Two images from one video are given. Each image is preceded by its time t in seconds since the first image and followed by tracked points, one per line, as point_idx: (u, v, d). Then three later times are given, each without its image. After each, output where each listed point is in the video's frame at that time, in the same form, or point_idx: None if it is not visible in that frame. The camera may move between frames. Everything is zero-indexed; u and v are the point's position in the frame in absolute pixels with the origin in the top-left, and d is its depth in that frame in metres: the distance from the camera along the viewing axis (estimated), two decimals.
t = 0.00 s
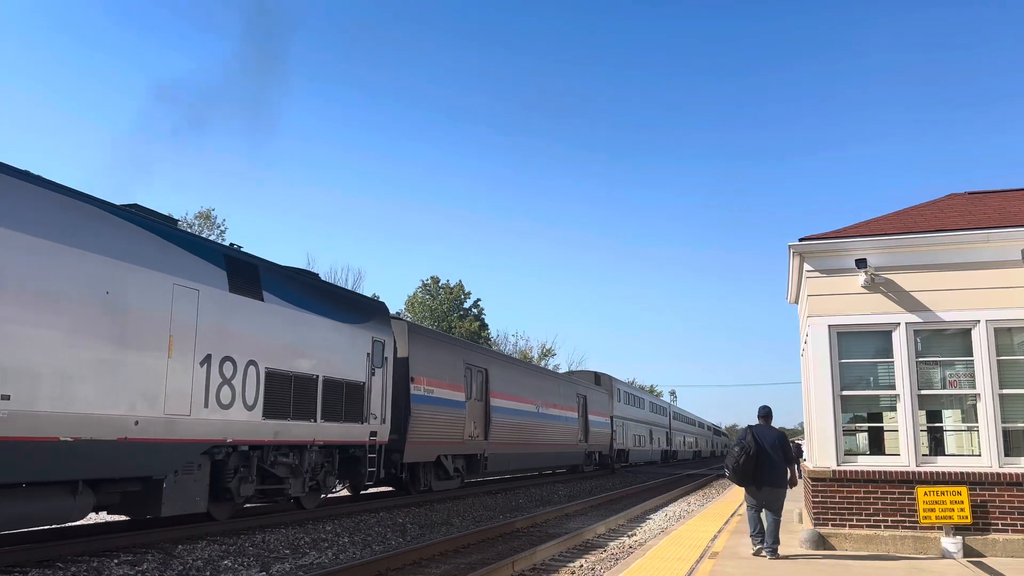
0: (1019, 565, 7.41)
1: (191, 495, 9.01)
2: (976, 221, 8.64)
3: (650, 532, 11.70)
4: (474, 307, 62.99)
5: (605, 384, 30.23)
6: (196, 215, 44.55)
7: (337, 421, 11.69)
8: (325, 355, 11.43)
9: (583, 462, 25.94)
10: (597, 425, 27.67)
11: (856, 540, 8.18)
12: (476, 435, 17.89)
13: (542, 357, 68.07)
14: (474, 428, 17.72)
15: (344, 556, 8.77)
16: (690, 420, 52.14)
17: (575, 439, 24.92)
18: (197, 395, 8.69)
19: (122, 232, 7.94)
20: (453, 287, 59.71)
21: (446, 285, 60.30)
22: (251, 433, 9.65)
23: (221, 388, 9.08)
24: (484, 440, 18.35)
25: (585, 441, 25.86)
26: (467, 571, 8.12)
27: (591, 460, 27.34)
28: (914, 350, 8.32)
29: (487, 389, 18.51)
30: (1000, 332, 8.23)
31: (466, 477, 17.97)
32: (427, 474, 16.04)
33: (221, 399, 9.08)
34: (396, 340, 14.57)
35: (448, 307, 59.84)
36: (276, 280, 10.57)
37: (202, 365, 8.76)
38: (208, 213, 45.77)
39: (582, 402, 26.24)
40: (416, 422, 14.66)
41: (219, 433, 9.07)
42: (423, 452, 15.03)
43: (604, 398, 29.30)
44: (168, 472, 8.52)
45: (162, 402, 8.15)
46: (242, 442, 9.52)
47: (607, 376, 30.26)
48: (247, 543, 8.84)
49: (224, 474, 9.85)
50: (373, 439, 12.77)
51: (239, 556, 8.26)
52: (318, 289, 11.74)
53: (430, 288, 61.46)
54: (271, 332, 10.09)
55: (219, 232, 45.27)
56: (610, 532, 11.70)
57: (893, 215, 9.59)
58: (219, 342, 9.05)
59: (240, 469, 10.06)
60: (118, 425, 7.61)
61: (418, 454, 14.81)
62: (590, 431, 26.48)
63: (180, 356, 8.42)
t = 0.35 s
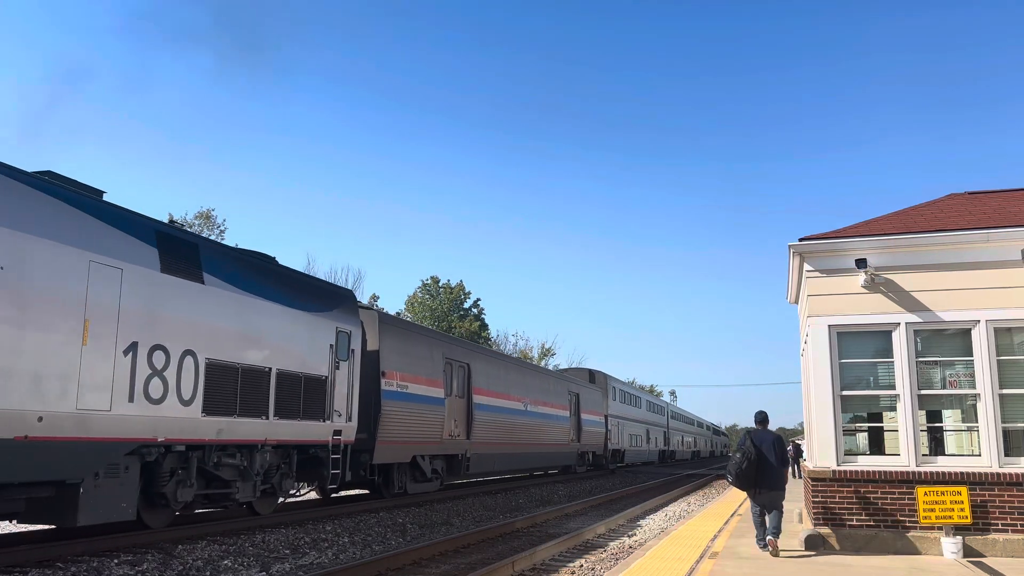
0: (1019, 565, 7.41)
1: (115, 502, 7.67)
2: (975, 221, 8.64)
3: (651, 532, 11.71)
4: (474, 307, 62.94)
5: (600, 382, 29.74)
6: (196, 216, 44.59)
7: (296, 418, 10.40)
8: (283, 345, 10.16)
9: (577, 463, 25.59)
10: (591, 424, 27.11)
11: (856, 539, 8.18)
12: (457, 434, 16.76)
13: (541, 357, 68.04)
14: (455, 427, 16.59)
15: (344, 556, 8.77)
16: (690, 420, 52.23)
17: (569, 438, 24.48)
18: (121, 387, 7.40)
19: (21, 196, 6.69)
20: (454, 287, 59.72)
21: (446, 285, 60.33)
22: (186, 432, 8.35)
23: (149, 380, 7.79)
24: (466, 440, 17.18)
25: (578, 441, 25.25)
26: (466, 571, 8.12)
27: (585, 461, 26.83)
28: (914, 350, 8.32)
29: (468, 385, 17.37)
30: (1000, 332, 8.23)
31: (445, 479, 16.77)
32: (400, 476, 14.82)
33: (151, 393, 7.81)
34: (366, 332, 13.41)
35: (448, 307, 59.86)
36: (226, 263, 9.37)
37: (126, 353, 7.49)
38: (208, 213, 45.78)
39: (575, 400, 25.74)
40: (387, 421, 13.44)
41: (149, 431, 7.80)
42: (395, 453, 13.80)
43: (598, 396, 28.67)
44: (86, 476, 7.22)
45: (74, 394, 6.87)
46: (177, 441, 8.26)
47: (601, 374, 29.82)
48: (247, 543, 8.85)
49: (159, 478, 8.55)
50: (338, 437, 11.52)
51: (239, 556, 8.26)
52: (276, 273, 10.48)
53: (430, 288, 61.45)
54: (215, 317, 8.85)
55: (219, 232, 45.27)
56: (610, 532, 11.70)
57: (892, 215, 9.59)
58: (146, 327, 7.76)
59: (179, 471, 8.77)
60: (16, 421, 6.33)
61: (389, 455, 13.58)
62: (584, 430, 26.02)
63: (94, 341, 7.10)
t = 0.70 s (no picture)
0: (1019, 565, 7.41)
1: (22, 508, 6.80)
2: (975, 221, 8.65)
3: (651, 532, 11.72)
4: (474, 307, 62.89)
5: (594, 380, 29.21)
6: (195, 215, 44.58)
7: (244, 417, 9.50)
8: (227, 336, 9.24)
9: (569, 463, 24.83)
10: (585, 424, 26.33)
11: (855, 540, 8.18)
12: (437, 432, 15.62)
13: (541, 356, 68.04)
14: (435, 426, 15.43)
15: (344, 556, 8.77)
16: (689, 420, 52.23)
17: (563, 436, 23.88)
18: (24, 378, 6.54)
19: None
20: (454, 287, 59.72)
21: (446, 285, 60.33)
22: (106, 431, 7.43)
23: (60, 371, 6.91)
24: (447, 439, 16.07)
25: (570, 440, 24.47)
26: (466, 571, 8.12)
27: (577, 461, 26.13)
28: (914, 350, 8.32)
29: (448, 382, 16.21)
30: (1000, 332, 8.24)
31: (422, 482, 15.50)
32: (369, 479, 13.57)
33: (63, 385, 6.94)
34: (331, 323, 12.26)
35: (448, 306, 59.82)
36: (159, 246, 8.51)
37: (31, 340, 6.62)
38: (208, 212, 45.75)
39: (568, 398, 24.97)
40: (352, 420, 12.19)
41: (61, 430, 6.96)
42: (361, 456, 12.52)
43: (593, 394, 28.17)
44: None
45: None
46: (99, 440, 7.43)
47: (594, 371, 29.18)
48: (247, 543, 8.85)
49: (79, 481, 7.73)
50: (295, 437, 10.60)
51: (239, 556, 8.27)
52: (223, 258, 9.59)
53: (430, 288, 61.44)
54: (142, 304, 7.97)
55: (219, 232, 45.26)
56: (610, 532, 11.71)
57: (892, 215, 9.60)
58: (56, 311, 6.90)
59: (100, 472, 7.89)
60: None
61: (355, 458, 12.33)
62: (576, 429, 25.26)
63: None
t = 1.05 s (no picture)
0: (1019, 565, 7.41)
1: None
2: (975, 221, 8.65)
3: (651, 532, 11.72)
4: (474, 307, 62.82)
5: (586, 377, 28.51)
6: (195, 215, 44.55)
7: (184, 413, 8.56)
8: (161, 323, 8.26)
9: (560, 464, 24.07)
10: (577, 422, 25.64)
11: (855, 539, 8.18)
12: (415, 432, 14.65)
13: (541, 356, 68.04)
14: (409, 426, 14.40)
15: (343, 556, 8.76)
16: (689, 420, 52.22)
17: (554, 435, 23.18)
18: None
19: None
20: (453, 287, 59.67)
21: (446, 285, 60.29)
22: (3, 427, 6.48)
23: None
24: (425, 439, 15.08)
25: (560, 440, 23.66)
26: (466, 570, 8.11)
27: (569, 462, 25.34)
28: (914, 350, 8.32)
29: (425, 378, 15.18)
30: (1000, 332, 8.23)
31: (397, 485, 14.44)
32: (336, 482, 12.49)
33: None
34: (292, 313, 11.27)
35: (448, 306, 59.76)
36: (72, 220, 7.47)
37: None
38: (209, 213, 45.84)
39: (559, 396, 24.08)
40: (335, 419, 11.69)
41: None
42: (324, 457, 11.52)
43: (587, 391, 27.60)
44: None
45: None
46: None
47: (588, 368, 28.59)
48: (247, 543, 8.85)
49: None
50: (244, 435, 9.59)
51: (239, 556, 8.27)
52: (155, 236, 8.59)
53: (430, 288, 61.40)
54: (54, 286, 6.98)
55: (219, 232, 45.21)
56: (610, 532, 11.70)
57: (892, 215, 9.60)
58: None
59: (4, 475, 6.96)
60: None
61: (318, 459, 11.35)
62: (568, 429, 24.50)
63: None
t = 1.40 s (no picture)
0: (1020, 565, 7.42)
1: None
2: (974, 220, 8.65)
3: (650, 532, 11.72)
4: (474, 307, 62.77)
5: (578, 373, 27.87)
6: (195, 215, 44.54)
7: (111, 410, 7.46)
8: (85, 307, 7.21)
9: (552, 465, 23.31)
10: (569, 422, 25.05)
11: (855, 539, 8.18)
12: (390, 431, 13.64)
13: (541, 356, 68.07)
14: (384, 425, 13.38)
15: (343, 556, 8.76)
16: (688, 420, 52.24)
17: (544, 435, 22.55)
18: None
19: None
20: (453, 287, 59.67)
21: (446, 285, 60.27)
22: None
23: None
24: (402, 439, 14.07)
25: (550, 438, 22.95)
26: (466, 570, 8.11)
27: (560, 462, 24.60)
28: (914, 350, 8.32)
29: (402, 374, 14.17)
30: (1000, 332, 8.23)
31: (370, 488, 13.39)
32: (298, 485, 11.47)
33: None
34: (246, 301, 10.28)
35: (448, 307, 59.72)
36: None
37: None
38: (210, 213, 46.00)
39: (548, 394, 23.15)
40: (332, 420, 11.66)
41: None
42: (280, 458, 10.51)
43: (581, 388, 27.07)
44: None
45: None
46: None
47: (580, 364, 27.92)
48: (247, 543, 8.85)
49: None
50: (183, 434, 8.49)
51: (239, 556, 8.27)
52: (73, 207, 7.45)
53: (430, 288, 61.37)
54: None
55: (219, 232, 45.16)
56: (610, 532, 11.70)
57: (892, 214, 9.59)
58: None
59: None
60: None
61: (273, 460, 10.34)
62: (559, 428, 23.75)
63: None
